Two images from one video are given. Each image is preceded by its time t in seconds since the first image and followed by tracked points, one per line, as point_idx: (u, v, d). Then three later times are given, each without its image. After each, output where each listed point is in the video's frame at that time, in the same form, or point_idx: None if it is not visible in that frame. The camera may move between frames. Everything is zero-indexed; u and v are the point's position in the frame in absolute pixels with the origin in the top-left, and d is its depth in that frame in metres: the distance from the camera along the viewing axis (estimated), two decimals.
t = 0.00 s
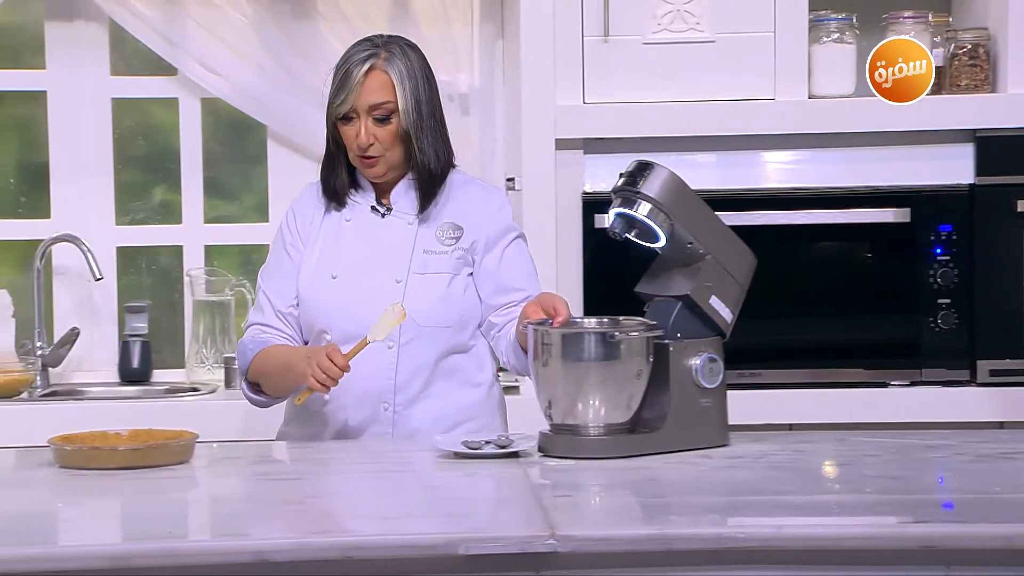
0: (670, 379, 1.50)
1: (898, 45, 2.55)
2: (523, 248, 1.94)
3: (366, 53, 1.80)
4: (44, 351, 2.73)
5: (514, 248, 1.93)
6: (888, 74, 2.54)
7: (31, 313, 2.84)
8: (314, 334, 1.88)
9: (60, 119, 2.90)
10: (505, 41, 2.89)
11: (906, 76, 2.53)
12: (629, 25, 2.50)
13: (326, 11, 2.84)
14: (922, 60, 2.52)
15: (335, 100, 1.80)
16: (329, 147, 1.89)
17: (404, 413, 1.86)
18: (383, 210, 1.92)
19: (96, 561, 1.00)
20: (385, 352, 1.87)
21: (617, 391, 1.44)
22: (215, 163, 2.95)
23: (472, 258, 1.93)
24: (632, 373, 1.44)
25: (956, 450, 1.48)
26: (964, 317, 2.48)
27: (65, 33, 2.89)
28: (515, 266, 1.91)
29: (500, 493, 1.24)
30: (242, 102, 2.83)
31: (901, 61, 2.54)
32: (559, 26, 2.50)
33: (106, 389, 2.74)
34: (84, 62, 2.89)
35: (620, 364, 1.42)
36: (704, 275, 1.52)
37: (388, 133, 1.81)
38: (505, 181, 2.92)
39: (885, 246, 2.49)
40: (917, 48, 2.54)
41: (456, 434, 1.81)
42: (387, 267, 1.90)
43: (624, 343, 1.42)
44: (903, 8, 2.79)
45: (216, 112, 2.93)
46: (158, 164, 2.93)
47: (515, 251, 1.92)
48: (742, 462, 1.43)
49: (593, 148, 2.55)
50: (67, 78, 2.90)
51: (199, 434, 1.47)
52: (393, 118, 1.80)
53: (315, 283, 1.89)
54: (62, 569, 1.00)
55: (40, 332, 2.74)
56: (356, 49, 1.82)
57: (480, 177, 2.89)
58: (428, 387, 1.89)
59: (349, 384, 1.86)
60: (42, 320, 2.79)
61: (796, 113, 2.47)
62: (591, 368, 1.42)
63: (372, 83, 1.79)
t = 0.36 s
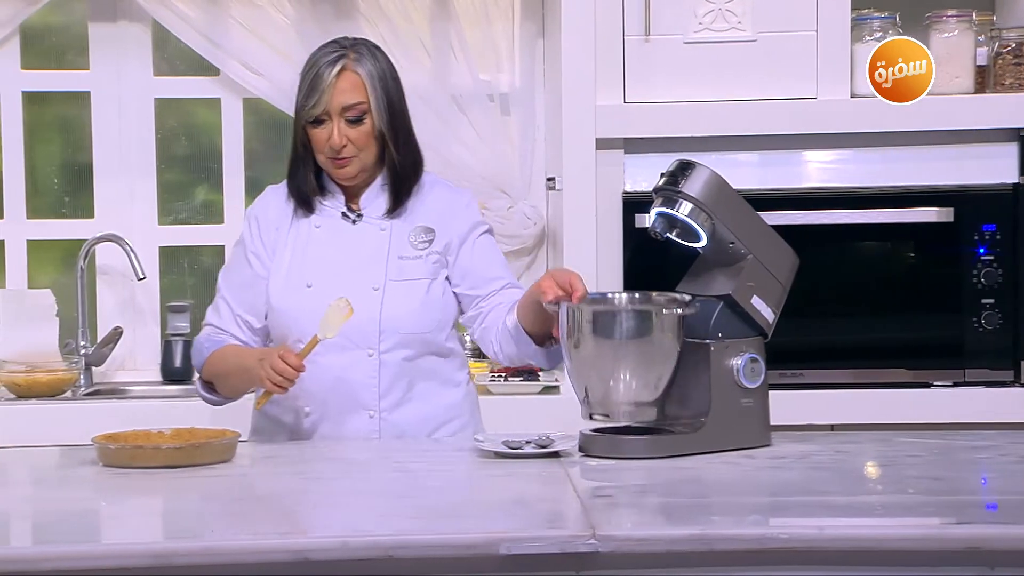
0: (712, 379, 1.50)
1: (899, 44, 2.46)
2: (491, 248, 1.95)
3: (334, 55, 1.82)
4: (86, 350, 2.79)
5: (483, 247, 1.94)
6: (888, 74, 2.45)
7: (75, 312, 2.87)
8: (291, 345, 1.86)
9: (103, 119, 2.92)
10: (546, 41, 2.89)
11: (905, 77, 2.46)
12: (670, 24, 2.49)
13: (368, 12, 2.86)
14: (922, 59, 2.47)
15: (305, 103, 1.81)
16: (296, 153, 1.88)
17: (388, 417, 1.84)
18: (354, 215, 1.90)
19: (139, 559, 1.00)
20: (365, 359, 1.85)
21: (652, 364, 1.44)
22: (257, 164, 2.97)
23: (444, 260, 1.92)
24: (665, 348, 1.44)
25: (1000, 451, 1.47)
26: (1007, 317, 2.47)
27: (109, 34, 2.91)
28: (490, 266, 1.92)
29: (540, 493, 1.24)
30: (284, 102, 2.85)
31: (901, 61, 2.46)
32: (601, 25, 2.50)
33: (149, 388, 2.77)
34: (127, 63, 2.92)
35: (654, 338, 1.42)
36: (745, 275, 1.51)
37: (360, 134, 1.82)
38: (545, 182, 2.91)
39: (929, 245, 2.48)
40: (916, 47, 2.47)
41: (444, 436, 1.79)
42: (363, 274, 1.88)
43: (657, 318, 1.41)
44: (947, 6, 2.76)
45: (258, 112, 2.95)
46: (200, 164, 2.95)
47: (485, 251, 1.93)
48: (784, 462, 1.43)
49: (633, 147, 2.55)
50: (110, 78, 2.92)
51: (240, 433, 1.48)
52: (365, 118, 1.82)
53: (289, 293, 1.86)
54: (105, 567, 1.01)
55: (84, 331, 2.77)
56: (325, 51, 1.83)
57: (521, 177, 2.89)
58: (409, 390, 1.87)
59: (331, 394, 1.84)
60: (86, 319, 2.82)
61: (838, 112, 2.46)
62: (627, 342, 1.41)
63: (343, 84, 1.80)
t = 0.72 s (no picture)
0: (742, 379, 1.50)
1: (898, 45, 2.47)
2: (449, 244, 1.94)
3: (294, 52, 1.76)
4: (118, 350, 2.77)
5: (441, 242, 1.94)
6: (888, 74, 2.46)
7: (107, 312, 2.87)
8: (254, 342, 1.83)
9: (135, 119, 2.91)
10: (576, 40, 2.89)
11: (905, 77, 2.46)
12: (701, 23, 2.49)
13: (398, 11, 2.85)
14: (922, 60, 2.47)
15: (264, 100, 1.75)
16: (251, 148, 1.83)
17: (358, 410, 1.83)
18: (313, 211, 1.88)
19: (171, 558, 1.01)
20: (334, 353, 1.84)
21: (552, 345, 1.33)
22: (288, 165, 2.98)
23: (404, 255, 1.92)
24: (567, 328, 1.33)
25: None
26: None
27: (140, 35, 2.91)
28: (450, 259, 1.91)
29: (570, 493, 1.24)
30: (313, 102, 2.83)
31: (901, 61, 2.46)
32: (631, 25, 2.49)
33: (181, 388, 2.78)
34: (158, 63, 2.91)
35: (557, 317, 1.32)
36: (775, 275, 1.51)
37: (323, 132, 1.77)
38: (574, 181, 2.95)
39: (961, 245, 2.46)
40: (915, 47, 2.47)
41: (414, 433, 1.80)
42: (327, 269, 1.86)
43: (560, 295, 1.32)
44: (978, 5, 2.74)
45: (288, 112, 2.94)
46: (232, 164, 2.95)
47: (442, 247, 1.93)
48: (815, 462, 1.43)
49: (664, 147, 2.55)
50: (142, 78, 2.91)
51: (271, 431, 1.49)
52: (327, 117, 1.77)
53: (252, 289, 1.84)
54: (137, 567, 1.01)
55: (116, 331, 2.77)
56: (282, 48, 1.77)
57: (550, 177, 2.89)
58: (377, 383, 1.86)
59: (300, 390, 1.83)
60: (117, 318, 2.82)
61: (869, 111, 2.45)
62: (525, 321, 1.33)
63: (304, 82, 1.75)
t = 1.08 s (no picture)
0: (767, 379, 1.50)
1: (898, 44, 2.44)
2: (425, 238, 1.98)
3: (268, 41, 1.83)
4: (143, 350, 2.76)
5: (418, 238, 1.97)
6: (887, 74, 2.43)
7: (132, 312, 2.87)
8: (251, 344, 1.83)
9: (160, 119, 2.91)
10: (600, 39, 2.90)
11: (905, 77, 2.44)
12: (726, 22, 2.48)
13: (422, 11, 2.84)
14: (922, 60, 2.46)
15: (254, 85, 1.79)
16: (235, 143, 1.85)
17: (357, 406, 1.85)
18: (302, 210, 1.88)
19: (195, 558, 1.01)
20: (333, 350, 1.85)
21: (481, 383, 1.42)
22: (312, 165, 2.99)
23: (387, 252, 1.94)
24: (494, 363, 1.43)
25: None
26: None
27: (165, 35, 2.90)
28: (429, 254, 1.96)
29: (592, 493, 1.25)
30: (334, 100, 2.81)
31: (901, 61, 2.44)
32: (654, 24, 2.50)
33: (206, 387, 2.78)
34: (182, 63, 2.91)
35: (476, 353, 1.42)
36: (800, 275, 1.51)
37: (315, 107, 1.82)
38: (598, 180, 2.94)
39: (986, 245, 2.45)
40: (915, 47, 2.46)
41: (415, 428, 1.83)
42: (320, 268, 1.86)
43: (488, 332, 1.42)
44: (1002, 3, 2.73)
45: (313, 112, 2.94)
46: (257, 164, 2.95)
47: (419, 242, 1.96)
48: (839, 462, 1.42)
49: (687, 147, 2.55)
50: (167, 79, 2.91)
51: (295, 432, 1.48)
52: (315, 93, 1.83)
53: (247, 290, 1.83)
54: (161, 565, 1.02)
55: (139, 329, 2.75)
56: (254, 43, 1.83)
57: (573, 177, 2.89)
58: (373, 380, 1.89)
59: (302, 389, 1.83)
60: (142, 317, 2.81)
61: (894, 110, 2.44)
62: (455, 358, 1.41)
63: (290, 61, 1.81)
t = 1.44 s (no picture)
0: (803, 379, 1.49)
1: (898, 44, 2.44)
2: (460, 236, 1.98)
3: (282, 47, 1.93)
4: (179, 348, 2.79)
5: (454, 237, 1.97)
6: (888, 74, 2.44)
7: (168, 311, 2.89)
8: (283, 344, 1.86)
9: (195, 120, 2.93)
10: (634, 38, 2.90)
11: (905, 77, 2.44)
12: (761, 22, 2.47)
13: (457, 12, 2.86)
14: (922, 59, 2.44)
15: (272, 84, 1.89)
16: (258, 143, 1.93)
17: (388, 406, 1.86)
18: (334, 210, 1.90)
19: (232, 557, 1.02)
20: (364, 350, 1.87)
21: (488, 398, 1.45)
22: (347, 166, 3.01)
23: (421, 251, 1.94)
24: (499, 379, 1.44)
25: None
26: None
27: (201, 35, 2.91)
28: (464, 253, 1.94)
29: (627, 493, 1.25)
30: (368, 100, 2.83)
31: (900, 61, 2.44)
32: (689, 24, 2.49)
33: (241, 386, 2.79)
34: (217, 63, 2.92)
35: (484, 373, 1.43)
36: (836, 274, 1.50)
37: (329, 95, 1.88)
38: (632, 179, 2.95)
39: None
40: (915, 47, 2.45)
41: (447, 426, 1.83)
42: (353, 269, 1.88)
43: (490, 352, 1.43)
44: None
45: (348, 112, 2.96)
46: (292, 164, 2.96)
47: (454, 240, 1.96)
48: (875, 463, 1.42)
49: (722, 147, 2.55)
50: (202, 79, 2.92)
51: (330, 432, 1.49)
52: (331, 83, 1.89)
53: (280, 291, 1.86)
54: (197, 563, 1.03)
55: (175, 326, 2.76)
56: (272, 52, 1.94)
57: (607, 176, 2.89)
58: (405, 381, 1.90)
59: (334, 390, 1.84)
60: (177, 316, 2.83)
61: (931, 109, 2.43)
62: (461, 382, 1.42)
63: (303, 57, 1.89)
